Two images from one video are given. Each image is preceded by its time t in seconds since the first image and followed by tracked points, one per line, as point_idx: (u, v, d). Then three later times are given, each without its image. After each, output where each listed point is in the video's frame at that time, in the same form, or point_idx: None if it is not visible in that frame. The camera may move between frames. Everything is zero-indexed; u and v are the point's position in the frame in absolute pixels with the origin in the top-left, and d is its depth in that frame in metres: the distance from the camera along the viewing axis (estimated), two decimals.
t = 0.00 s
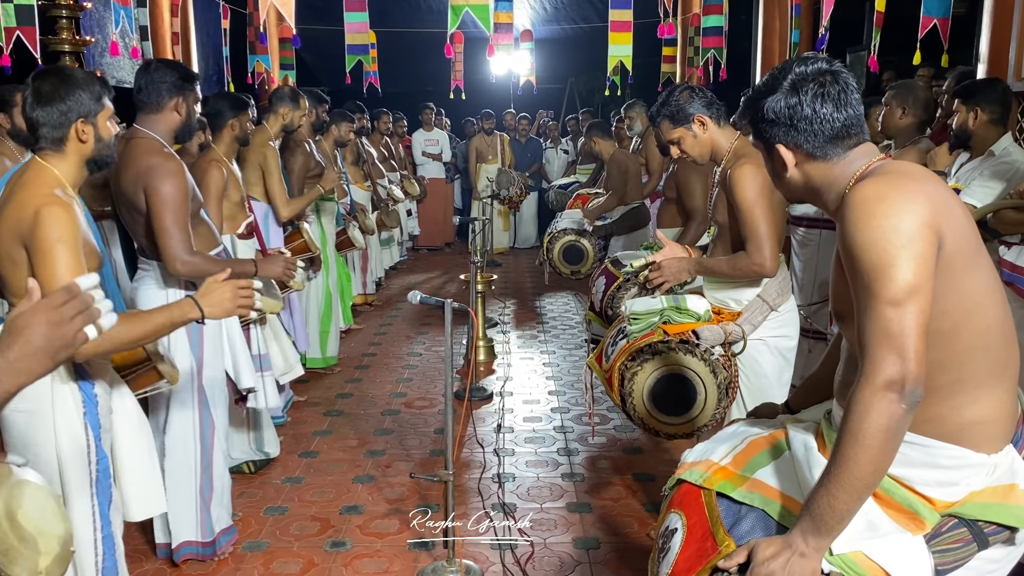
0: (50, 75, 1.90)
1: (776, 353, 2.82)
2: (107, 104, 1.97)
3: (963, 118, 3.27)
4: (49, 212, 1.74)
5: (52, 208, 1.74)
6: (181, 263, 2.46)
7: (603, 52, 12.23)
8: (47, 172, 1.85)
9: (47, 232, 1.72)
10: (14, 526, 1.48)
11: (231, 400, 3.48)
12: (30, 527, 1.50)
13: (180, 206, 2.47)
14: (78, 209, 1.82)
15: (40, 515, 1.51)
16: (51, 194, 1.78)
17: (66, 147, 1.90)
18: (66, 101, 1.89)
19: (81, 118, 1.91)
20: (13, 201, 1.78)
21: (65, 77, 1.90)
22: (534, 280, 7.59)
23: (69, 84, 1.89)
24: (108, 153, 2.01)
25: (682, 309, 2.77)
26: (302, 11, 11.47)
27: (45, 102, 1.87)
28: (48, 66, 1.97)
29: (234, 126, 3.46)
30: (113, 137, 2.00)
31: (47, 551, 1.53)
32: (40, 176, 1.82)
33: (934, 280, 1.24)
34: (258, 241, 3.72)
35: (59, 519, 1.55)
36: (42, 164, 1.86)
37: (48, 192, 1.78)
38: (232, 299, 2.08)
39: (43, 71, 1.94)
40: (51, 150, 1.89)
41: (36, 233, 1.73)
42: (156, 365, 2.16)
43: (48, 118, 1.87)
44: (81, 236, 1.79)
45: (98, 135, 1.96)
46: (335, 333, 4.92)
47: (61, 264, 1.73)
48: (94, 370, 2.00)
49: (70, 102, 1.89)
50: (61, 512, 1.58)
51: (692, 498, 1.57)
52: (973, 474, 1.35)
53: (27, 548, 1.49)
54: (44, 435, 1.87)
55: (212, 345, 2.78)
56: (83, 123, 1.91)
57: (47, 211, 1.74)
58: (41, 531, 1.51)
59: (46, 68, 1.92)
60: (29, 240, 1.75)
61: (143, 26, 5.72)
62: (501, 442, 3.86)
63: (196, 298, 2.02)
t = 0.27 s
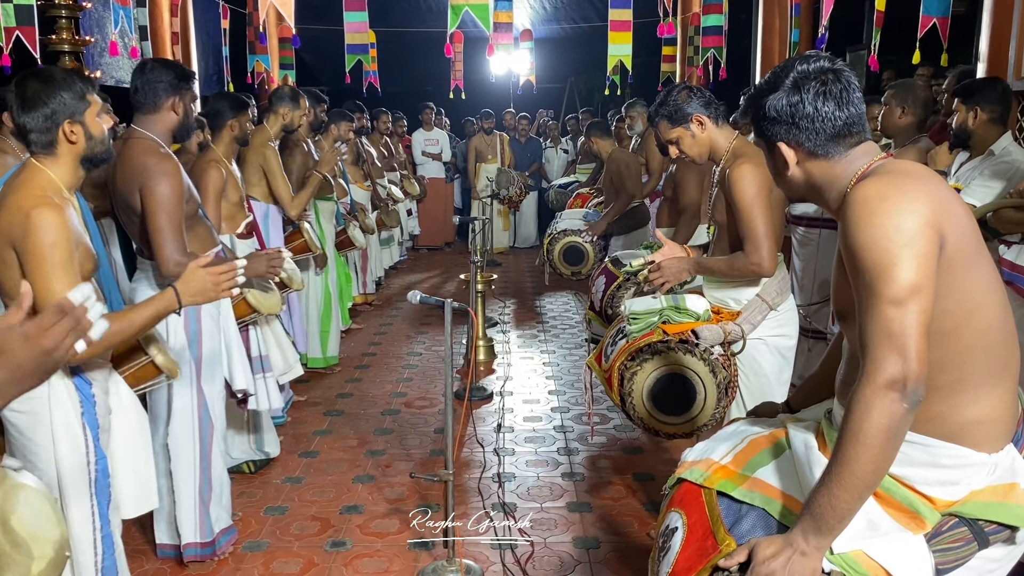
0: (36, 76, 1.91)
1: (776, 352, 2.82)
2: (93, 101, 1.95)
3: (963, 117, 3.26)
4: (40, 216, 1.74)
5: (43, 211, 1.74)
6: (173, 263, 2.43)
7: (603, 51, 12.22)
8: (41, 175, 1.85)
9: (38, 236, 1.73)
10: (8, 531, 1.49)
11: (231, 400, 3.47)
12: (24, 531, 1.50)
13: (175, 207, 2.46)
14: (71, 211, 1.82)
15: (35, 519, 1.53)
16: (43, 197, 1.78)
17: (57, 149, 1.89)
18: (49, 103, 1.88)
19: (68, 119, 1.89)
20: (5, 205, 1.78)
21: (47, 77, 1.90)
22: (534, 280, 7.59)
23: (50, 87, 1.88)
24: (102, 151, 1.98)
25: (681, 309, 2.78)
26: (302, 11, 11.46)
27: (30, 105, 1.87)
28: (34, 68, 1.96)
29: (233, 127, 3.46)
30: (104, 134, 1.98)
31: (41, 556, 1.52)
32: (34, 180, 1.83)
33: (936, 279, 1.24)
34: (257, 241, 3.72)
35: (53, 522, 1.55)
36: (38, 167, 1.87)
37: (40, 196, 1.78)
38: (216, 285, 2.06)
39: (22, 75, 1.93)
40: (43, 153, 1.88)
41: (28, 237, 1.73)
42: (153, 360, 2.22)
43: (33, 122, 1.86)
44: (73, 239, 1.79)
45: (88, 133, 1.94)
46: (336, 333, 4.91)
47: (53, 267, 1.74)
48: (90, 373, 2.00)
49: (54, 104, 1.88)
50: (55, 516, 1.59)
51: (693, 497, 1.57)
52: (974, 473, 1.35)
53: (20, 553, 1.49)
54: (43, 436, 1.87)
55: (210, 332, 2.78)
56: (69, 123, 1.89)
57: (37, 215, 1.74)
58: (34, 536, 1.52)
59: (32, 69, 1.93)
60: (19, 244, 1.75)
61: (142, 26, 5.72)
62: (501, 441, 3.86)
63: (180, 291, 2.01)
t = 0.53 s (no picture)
0: (21, 75, 1.86)
1: (776, 352, 2.83)
2: (82, 96, 1.91)
3: (964, 117, 3.26)
4: (38, 217, 1.74)
5: (42, 212, 1.74)
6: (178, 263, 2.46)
7: (603, 51, 12.22)
8: (37, 175, 1.82)
9: (36, 238, 1.73)
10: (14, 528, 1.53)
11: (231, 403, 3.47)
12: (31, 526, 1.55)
13: (175, 207, 2.46)
14: (69, 212, 1.82)
15: (41, 516, 1.56)
16: (39, 199, 1.77)
17: (50, 148, 1.86)
18: (39, 103, 1.84)
19: (58, 116, 1.86)
20: (3, 204, 1.77)
21: (34, 76, 1.86)
22: (534, 279, 7.59)
23: (38, 85, 1.84)
24: (95, 146, 1.95)
25: (682, 308, 2.78)
26: (302, 11, 11.46)
27: (20, 106, 1.84)
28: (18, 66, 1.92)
29: (233, 127, 3.46)
30: (95, 129, 1.95)
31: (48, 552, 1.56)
32: (30, 180, 1.80)
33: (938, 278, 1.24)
34: (258, 240, 3.72)
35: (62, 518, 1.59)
36: (33, 167, 1.83)
37: (37, 196, 1.78)
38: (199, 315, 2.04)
39: (11, 74, 1.89)
40: (37, 153, 1.85)
41: (24, 238, 1.73)
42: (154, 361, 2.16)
43: (24, 122, 1.83)
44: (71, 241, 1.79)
45: (80, 130, 1.91)
46: (336, 333, 4.92)
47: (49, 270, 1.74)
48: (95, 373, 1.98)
49: (43, 102, 1.85)
50: (62, 510, 1.63)
51: (695, 496, 1.57)
52: (975, 472, 1.35)
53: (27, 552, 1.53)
54: (45, 436, 1.90)
55: (210, 331, 2.77)
56: (60, 121, 1.86)
57: (34, 216, 1.73)
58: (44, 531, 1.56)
59: (17, 67, 1.88)
60: (16, 244, 1.74)
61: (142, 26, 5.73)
62: (501, 441, 3.86)
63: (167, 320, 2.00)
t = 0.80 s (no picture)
0: (14, 74, 1.86)
1: (778, 351, 2.83)
2: (76, 94, 1.92)
3: (965, 116, 3.27)
4: (29, 217, 1.73)
5: (32, 212, 1.73)
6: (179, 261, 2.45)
7: (604, 50, 12.23)
8: (30, 176, 1.83)
9: (28, 237, 1.72)
10: (13, 532, 1.51)
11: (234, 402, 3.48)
12: (29, 532, 1.52)
13: (177, 206, 2.47)
14: (60, 211, 1.82)
15: (41, 521, 1.54)
16: (33, 199, 1.77)
17: (45, 147, 1.86)
18: (35, 101, 1.84)
19: (54, 115, 1.86)
20: None
21: (29, 74, 1.85)
22: (535, 279, 7.59)
23: (33, 83, 1.84)
24: (89, 145, 1.96)
25: (684, 307, 2.79)
26: (302, 10, 11.47)
27: (14, 105, 1.83)
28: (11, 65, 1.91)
29: (234, 126, 3.46)
30: (89, 128, 1.95)
31: (47, 557, 1.53)
32: (23, 181, 1.81)
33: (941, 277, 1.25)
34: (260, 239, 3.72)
35: (62, 523, 1.57)
36: (26, 168, 1.84)
37: (29, 197, 1.77)
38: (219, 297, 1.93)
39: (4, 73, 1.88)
40: (32, 152, 1.85)
41: (17, 238, 1.72)
42: (161, 368, 2.15)
43: (20, 121, 1.83)
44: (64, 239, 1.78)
45: (75, 128, 1.91)
46: (337, 332, 4.92)
47: (45, 268, 1.72)
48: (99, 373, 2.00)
49: (39, 101, 1.85)
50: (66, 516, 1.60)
51: (698, 494, 1.57)
52: (979, 471, 1.36)
53: (26, 555, 1.51)
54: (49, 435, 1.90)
55: (212, 330, 2.78)
56: (56, 119, 1.86)
57: (26, 217, 1.73)
58: (41, 537, 1.53)
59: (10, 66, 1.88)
60: (9, 244, 1.74)
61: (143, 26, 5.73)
62: (503, 440, 3.86)
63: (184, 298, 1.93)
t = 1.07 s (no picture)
0: (10, 74, 1.85)
1: (780, 350, 2.83)
2: (73, 94, 1.92)
3: (967, 114, 3.26)
4: (25, 218, 1.73)
5: (28, 213, 1.73)
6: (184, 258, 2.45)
7: (605, 50, 12.23)
8: (26, 176, 1.82)
9: (26, 237, 1.71)
10: (13, 530, 1.50)
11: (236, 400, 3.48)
12: (31, 530, 1.51)
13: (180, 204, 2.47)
14: (57, 210, 1.82)
15: (42, 519, 1.53)
16: (29, 200, 1.76)
17: (42, 146, 1.85)
18: (33, 99, 1.83)
19: (52, 113, 1.86)
20: None
21: (25, 73, 1.85)
22: (536, 278, 7.59)
23: (30, 81, 1.83)
24: (85, 146, 1.96)
25: (687, 307, 2.77)
26: (302, 10, 11.47)
27: (10, 104, 1.82)
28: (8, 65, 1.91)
29: (235, 125, 3.45)
30: (85, 128, 1.95)
31: (48, 554, 1.54)
32: (19, 181, 1.80)
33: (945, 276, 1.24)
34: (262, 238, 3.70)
35: (63, 522, 1.56)
36: (22, 168, 1.83)
37: (25, 198, 1.77)
38: (198, 236, 1.90)
39: None
40: (29, 151, 1.84)
41: (15, 238, 1.72)
42: (162, 370, 2.19)
43: (18, 120, 1.82)
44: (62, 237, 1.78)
45: (72, 128, 1.91)
46: (339, 332, 4.92)
47: (47, 265, 1.73)
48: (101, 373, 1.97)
49: (37, 99, 1.84)
50: (64, 513, 1.59)
51: (700, 494, 1.57)
52: (982, 470, 1.35)
53: (26, 552, 1.51)
54: (51, 437, 1.87)
55: (213, 330, 2.78)
56: (54, 118, 1.86)
57: (22, 217, 1.72)
58: (41, 535, 1.53)
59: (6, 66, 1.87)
60: (8, 246, 1.74)
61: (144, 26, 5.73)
62: (504, 440, 3.86)
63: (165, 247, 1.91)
